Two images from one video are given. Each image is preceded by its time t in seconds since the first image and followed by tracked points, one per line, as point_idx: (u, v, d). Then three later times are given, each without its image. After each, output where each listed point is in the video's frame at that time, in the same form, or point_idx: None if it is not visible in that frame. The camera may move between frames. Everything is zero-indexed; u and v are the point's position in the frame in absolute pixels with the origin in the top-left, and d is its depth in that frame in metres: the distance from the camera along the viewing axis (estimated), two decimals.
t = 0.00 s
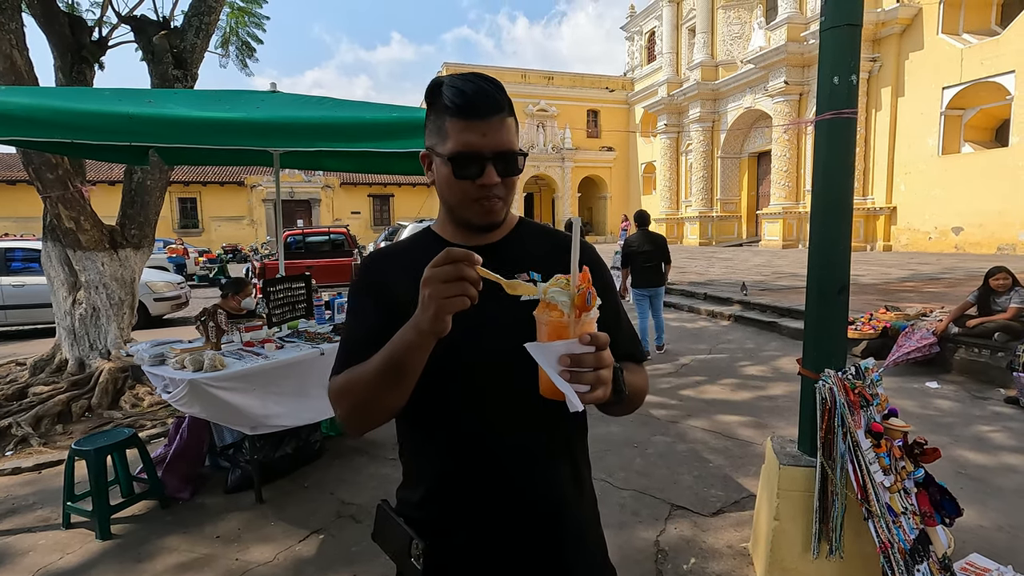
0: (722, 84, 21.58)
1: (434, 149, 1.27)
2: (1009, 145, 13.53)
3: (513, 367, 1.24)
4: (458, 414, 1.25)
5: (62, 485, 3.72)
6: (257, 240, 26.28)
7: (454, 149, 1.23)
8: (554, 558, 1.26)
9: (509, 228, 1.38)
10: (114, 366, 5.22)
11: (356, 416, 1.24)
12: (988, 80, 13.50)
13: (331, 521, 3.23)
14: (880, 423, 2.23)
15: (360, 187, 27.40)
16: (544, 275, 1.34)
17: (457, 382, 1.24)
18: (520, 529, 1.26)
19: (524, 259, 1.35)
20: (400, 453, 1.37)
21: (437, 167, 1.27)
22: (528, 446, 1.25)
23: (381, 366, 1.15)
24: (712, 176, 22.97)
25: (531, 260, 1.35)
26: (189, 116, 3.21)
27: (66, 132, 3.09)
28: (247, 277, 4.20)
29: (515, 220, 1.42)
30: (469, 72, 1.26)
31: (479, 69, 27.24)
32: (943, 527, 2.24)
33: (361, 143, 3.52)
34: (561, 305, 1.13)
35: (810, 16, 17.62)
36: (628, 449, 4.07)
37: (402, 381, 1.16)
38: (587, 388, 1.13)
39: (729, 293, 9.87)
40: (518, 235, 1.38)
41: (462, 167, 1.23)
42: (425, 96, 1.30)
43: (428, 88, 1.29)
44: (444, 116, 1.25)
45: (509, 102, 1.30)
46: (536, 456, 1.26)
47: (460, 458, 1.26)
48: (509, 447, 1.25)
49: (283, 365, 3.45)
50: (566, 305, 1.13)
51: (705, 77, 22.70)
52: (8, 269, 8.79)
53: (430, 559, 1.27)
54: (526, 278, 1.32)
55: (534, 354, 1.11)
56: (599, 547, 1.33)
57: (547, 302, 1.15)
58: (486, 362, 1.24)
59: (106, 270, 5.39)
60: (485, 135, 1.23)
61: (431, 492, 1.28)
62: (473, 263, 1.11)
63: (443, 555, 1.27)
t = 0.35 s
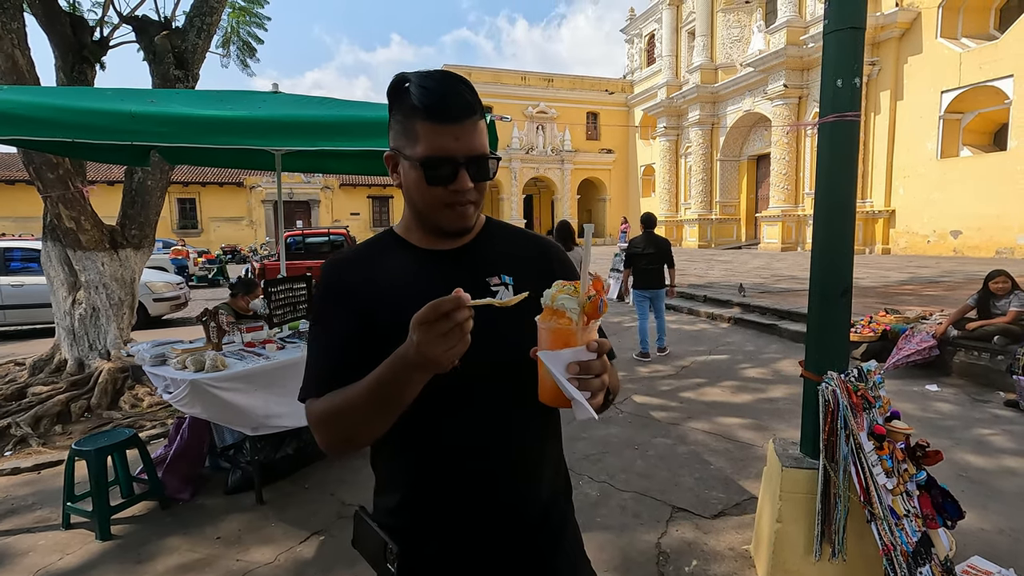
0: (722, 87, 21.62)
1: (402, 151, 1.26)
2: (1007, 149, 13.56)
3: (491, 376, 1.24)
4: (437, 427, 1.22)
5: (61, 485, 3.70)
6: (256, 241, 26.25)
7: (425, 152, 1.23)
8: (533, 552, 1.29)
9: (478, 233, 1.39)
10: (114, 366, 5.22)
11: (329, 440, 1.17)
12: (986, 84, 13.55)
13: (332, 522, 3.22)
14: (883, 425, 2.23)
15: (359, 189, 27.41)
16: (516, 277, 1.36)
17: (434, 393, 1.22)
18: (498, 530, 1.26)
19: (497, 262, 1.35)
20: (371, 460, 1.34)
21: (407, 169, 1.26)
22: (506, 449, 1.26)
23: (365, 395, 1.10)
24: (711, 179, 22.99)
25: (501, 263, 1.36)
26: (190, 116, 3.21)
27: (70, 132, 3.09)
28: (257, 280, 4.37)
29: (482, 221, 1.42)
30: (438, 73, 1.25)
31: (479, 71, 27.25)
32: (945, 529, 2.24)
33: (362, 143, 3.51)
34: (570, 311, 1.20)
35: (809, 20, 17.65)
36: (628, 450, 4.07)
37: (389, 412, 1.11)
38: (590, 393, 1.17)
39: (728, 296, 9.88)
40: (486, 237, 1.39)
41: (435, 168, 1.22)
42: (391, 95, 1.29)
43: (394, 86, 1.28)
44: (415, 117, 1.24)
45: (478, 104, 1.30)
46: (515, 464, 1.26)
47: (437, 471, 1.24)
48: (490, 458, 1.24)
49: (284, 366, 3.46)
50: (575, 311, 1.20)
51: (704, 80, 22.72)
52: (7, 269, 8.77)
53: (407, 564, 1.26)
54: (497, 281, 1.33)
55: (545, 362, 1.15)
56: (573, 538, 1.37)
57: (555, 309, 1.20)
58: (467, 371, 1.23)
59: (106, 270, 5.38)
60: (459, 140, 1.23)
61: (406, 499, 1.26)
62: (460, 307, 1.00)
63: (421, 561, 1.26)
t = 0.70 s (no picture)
0: (720, 90, 21.68)
1: (398, 145, 1.16)
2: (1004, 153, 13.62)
3: (501, 382, 1.15)
4: (442, 432, 1.12)
5: (57, 487, 3.69)
6: (254, 242, 26.22)
7: (422, 146, 1.12)
8: None
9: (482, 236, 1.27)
10: (111, 367, 5.20)
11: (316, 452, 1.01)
12: (983, 88, 13.61)
13: (329, 525, 3.22)
14: (881, 427, 2.20)
15: (358, 190, 27.42)
16: (527, 284, 1.23)
17: (440, 398, 1.12)
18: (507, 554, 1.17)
19: (509, 268, 1.23)
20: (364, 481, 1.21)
21: (404, 162, 1.15)
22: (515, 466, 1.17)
23: (358, 387, 0.95)
24: (709, 181, 23.04)
25: (511, 267, 1.24)
26: (189, 118, 3.21)
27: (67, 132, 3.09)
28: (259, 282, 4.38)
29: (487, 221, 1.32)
30: (439, 62, 1.16)
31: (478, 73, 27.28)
32: (943, 533, 2.23)
33: (360, 146, 3.50)
34: (599, 326, 1.16)
35: (807, 23, 17.71)
36: (627, 453, 4.07)
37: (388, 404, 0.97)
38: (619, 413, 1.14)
39: (726, 298, 9.89)
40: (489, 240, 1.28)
41: (435, 160, 1.12)
42: (386, 85, 1.20)
43: (389, 75, 1.19)
44: (409, 105, 1.13)
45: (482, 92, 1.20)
46: (525, 475, 1.18)
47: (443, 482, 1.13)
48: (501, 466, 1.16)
49: (283, 367, 3.45)
50: (605, 326, 1.16)
51: (703, 83, 22.77)
52: (4, 269, 8.75)
53: None
54: (505, 289, 1.20)
55: (574, 379, 1.11)
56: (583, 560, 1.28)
57: (583, 322, 1.17)
58: (473, 385, 1.13)
59: (104, 271, 5.36)
60: (458, 131, 1.13)
61: (405, 522, 1.15)
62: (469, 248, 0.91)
63: None
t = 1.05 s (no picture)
0: (716, 93, 21.76)
1: (465, 129, 1.04)
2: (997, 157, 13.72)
3: (582, 388, 1.02)
4: (517, 434, 0.98)
5: (52, 489, 3.67)
6: (249, 244, 26.17)
7: (494, 123, 0.99)
8: None
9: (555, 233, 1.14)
10: (106, 369, 5.18)
11: (384, 450, 0.88)
12: (977, 92, 13.70)
13: (326, 526, 3.21)
14: (877, 429, 2.17)
15: (354, 192, 27.41)
16: (609, 282, 1.11)
17: (515, 402, 0.99)
18: None
19: (586, 263, 1.10)
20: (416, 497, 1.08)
21: (471, 147, 1.02)
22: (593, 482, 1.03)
23: (441, 364, 0.82)
24: (705, 184, 23.12)
25: (590, 265, 1.11)
26: (188, 119, 3.21)
27: (60, 131, 3.07)
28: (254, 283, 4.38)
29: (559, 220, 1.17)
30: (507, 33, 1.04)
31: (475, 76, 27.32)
32: (938, 533, 2.25)
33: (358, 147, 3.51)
34: (723, 320, 1.15)
35: (802, 27, 17.81)
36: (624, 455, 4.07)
37: (471, 387, 0.84)
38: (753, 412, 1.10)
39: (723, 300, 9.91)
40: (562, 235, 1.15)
41: (506, 140, 0.99)
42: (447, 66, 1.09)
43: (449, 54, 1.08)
44: (476, 82, 1.01)
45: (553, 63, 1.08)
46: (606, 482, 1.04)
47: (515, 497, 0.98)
48: (574, 477, 1.02)
49: (280, 368, 3.43)
50: (729, 320, 1.15)
51: (699, 86, 22.86)
52: None
53: None
54: (587, 288, 1.07)
55: (704, 374, 1.09)
56: None
57: (706, 312, 1.16)
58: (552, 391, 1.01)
59: (99, 272, 5.34)
60: (532, 103, 1.00)
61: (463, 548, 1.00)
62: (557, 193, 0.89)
63: None
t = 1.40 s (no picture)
0: (711, 95, 21.84)
1: (548, 116, 1.01)
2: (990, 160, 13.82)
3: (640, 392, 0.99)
4: (572, 445, 0.95)
5: (45, 491, 3.65)
6: (245, 245, 26.10)
7: (587, 115, 0.97)
8: None
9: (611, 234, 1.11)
10: (100, 371, 5.15)
11: (435, 469, 0.85)
12: (970, 96, 13.79)
13: (321, 528, 3.20)
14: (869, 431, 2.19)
15: (351, 193, 27.38)
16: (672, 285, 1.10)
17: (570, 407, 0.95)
18: None
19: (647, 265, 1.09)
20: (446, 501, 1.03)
21: (555, 137, 0.99)
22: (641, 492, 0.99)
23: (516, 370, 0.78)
24: (700, 186, 23.19)
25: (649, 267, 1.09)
26: (185, 121, 3.21)
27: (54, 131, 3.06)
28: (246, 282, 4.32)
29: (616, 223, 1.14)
30: (598, 16, 1.02)
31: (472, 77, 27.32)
32: (930, 533, 2.27)
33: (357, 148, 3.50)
34: (851, 320, 1.04)
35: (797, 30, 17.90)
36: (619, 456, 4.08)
37: (536, 415, 0.81)
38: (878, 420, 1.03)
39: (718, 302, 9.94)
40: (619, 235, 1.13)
41: (600, 133, 0.97)
42: (529, 45, 1.05)
43: (537, 33, 1.04)
44: (571, 65, 0.98)
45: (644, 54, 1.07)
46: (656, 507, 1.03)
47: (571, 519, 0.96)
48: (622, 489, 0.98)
49: (276, 369, 3.43)
50: (857, 320, 1.04)
51: (695, 89, 22.92)
52: None
53: None
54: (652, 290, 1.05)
55: (841, 381, 0.98)
56: None
57: (829, 311, 1.05)
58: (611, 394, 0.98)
59: (93, 273, 5.31)
60: (632, 94, 0.99)
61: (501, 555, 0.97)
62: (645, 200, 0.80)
63: None
